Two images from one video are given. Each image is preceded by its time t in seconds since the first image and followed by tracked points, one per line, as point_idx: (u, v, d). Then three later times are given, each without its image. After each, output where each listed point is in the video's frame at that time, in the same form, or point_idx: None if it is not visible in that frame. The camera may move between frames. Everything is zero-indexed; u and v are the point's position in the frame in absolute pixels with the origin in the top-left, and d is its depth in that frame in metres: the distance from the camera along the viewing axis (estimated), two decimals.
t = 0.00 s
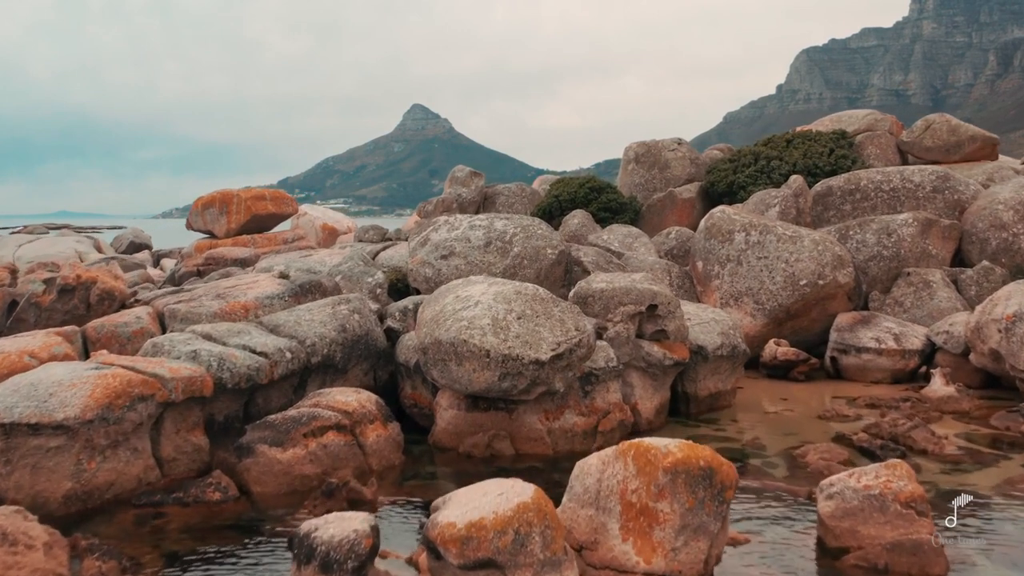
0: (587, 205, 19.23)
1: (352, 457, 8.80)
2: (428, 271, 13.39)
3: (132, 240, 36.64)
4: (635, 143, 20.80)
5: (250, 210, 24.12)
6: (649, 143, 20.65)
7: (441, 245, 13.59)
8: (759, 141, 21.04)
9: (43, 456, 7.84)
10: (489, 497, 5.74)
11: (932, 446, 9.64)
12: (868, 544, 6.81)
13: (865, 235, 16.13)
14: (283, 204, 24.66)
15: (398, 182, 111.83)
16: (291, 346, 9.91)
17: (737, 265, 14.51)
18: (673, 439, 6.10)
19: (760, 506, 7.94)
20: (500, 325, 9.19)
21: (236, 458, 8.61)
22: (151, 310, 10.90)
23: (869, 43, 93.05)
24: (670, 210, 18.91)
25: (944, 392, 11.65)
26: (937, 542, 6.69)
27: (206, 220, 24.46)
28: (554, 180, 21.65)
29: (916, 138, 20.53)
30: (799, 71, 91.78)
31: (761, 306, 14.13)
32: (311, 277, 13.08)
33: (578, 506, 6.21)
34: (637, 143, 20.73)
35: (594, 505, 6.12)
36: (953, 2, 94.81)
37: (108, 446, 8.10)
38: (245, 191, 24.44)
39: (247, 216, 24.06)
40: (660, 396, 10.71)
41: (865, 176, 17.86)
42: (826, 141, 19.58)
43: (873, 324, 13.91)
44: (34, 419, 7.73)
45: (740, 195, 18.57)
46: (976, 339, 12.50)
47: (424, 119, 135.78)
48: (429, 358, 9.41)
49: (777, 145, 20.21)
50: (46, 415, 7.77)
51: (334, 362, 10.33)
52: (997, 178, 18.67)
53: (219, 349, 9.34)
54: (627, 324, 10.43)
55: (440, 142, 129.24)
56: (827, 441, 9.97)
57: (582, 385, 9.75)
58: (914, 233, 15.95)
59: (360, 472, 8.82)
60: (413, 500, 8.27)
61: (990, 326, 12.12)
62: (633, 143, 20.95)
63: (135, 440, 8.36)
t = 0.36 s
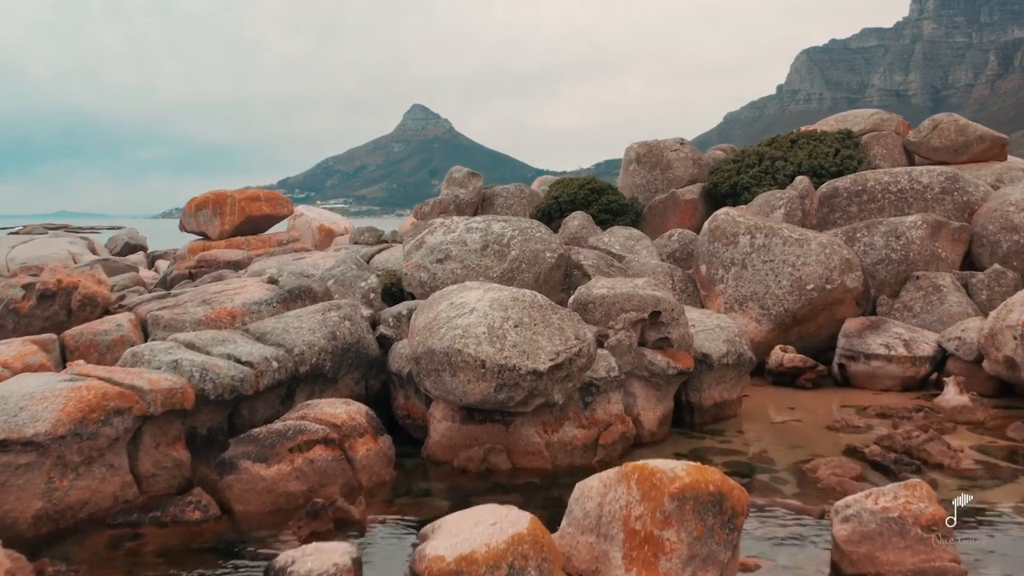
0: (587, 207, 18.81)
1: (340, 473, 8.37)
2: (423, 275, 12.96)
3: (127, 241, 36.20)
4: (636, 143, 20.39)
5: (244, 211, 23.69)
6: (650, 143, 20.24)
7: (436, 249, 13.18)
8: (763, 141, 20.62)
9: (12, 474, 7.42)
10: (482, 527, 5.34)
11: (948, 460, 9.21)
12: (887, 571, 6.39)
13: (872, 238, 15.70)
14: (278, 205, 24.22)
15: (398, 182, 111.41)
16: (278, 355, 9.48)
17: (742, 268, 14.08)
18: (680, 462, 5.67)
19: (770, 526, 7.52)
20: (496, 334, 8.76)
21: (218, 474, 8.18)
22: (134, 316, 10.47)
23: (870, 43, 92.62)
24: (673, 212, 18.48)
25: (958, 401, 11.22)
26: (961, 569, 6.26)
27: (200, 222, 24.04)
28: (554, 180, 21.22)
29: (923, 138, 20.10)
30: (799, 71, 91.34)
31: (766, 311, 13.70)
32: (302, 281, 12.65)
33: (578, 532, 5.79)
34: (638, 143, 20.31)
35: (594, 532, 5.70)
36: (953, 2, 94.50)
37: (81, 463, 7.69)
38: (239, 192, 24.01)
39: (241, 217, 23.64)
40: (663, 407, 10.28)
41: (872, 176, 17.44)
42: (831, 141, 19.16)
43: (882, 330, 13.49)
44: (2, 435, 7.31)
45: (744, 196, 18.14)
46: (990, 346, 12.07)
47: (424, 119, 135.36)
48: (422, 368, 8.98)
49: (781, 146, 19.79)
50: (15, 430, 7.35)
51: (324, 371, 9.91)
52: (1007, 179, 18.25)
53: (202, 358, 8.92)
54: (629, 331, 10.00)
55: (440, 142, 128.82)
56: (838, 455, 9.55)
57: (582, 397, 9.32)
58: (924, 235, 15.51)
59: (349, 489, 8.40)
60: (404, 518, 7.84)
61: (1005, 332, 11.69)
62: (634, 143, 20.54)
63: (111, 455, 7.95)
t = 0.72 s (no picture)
0: (587, 209, 18.25)
1: (323, 497, 7.82)
2: (416, 281, 12.39)
3: (119, 243, 35.62)
4: (638, 143, 19.82)
5: (235, 212, 23.07)
6: (653, 143, 19.67)
7: (430, 253, 12.61)
8: (768, 141, 20.04)
9: None
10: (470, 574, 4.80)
11: (972, 481, 8.64)
12: None
13: (883, 241, 15.13)
14: (270, 207, 23.60)
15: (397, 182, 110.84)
16: (258, 369, 8.91)
17: (748, 273, 13.51)
18: (691, 498, 5.11)
19: (786, 556, 6.95)
20: (490, 347, 8.19)
21: (191, 498, 7.62)
22: (107, 326, 9.91)
23: (871, 42, 92.09)
24: (676, 214, 17.91)
25: (978, 415, 10.65)
26: None
27: (190, 224, 23.46)
28: (554, 182, 20.58)
29: (933, 138, 19.54)
30: (800, 71, 90.76)
31: (774, 318, 13.13)
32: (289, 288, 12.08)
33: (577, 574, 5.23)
34: (640, 143, 19.75)
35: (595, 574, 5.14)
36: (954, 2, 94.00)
37: (41, 488, 7.15)
38: (231, 193, 23.38)
39: (232, 219, 23.02)
40: (668, 422, 9.71)
41: (882, 178, 16.88)
42: (838, 141, 18.60)
43: (895, 338, 12.92)
44: None
45: (749, 198, 17.55)
46: (1009, 356, 11.50)
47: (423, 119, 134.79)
48: (411, 383, 8.41)
49: (787, 146, 19.24)
50: None
51: (308, 385, 9.34)
52: (1020, 180, 17.68)
53: (176, 373, 8.35)
54: (631, 343, 9.43)
55: (439, 142, 128.23)
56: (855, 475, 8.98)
57: (582, 413, 8.75)
58: (937, 238, 14.94)
59: (331, 514, 7.84)
60: (390, 547, 7.28)
61: None
62: (636, 143, 19.97)
63: (75, 479, 7.40)
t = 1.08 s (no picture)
0: (587, 211, 17.82)
1: (308, 518, 7.39)
2: (410, 286, 11.93)
3: (114, 244, 35.20)
4: (639, 143, 19.40)
5: (229, 213, 22.64)
6: (655, 143, 19.24)
7: (424, 257, 12.17)
8: (773, 141, 19.61)
9: None
10: None
11: (993, 499, 8.21)
12: None
13: (892, 244, 14.70)
14: (264, 208, 23.15)
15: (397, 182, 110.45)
16: (242, 381, 8.48)
17: (754, 277, 13.08)
18: (700, 530, 4.67)
19: None
20: (485, 358, 7.76)
21: (168, 520, 7.21)
22: (86, 334, 9.50)
23: (872, 42, 91.69)
24: (678, 216, 17.47)
25: (995, 427, 10.22)
26: None
27: (183, 225, 23.05)
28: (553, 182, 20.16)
29: (942, 138, 19.11)
30: (800, 71, 90.27)
31: (781, 324, 12.70)
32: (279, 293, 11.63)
33: None
34: (642, 143, 19.33)
35: None
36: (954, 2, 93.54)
37: (7, 510, 6.78)
38: (225, 194, 22.94)
39: (226, 220, 22.58)
40: (672, 435, 9.29)
41: (890, 178, 16.45)
42: (844, 141, 18.16)
43: (906, 344, 12.48)
44: None
45: (753, 199, 17.12)
46: None
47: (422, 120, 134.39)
48: (402, 396, 7.98)
49: (792, 146, 18.81)
50: None
51: (295, 397, 8.91)
52: None
53: (154, 385, 7.91)
54: (634, 352, 8.99)
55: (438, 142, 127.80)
56: (869, 492, 8.55)
57: (582, 427, 8.32)
58: (948, 241, 14.50)
59: (317, 536, 7.41)
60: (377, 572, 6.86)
61: None
62: (637, 143, 19.55)
63: (44, 500, 7.01)
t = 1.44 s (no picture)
0: (588, 213, 17.23)
1: (285, 550, 6.82)
2: (402, 293, 11.35)
3: (106, 246, 34.66)
4: (641, 143, 18.83)
5: (219, 215, 22.07)
6: (657, 143, 18.66)
7: (417, 263, 11.60)
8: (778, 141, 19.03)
9: None
10: None
11: None
12: None
13: (905, 248, 14.12)
14: (256, 209, 22.59)
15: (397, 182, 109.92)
16: (218, 398, 7.91)
17: (762, 284, 12.50)
18: None
19: None
20: (477, 376, 7.19)
21: (132, 552, 6.65)
22: (54, 347, 8.93)
23: (872, 42, 91.11)
24: (681, 219, 16.89)
25: (1020, 444, 9.64)
26: None
27: (173, 227, 22.46)
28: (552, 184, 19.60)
29: (953, 138, 18.53)
30: (800, 71, 89.68)
31: (791, 333, 12.13)
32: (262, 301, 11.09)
33: None
34: (643, 143, 18.76)
35: None
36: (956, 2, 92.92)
37: None
38: (215, 195, 22.37)
39: (217, 222, 22.01)
40: (678, 454, 8.71)
41: (900, 180, 15.88)
42: (853, 141, 17.58)
43: (922, 354, 11.91)
44: None
45: (760, 201, 16.54)
46: None
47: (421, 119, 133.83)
48: (388, 416, 7.41)
49: (799, 146, 18.23)
50: None
51: (276, 415, 8.33)
52: None
53: (121, 404, 7.34)
54: (638, 367, 8.41)
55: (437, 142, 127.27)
56: (890, 518, 7.98)
57: (583, 448, 7.74)
58: (963, 245, 13.92)
59: (295, 568, 6.85)
60: None
61: None
62: (639, 143, 18.97)
63: None
